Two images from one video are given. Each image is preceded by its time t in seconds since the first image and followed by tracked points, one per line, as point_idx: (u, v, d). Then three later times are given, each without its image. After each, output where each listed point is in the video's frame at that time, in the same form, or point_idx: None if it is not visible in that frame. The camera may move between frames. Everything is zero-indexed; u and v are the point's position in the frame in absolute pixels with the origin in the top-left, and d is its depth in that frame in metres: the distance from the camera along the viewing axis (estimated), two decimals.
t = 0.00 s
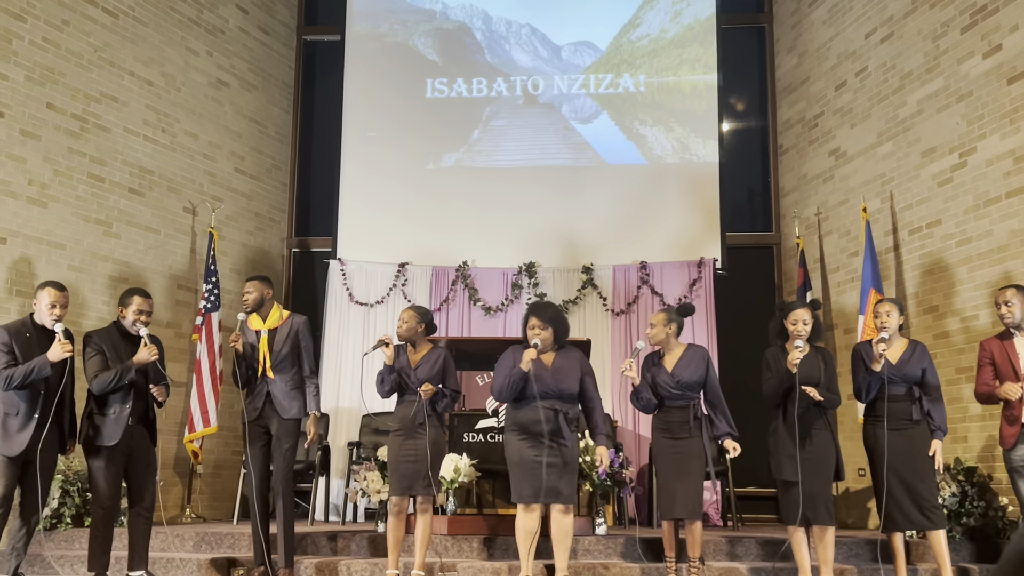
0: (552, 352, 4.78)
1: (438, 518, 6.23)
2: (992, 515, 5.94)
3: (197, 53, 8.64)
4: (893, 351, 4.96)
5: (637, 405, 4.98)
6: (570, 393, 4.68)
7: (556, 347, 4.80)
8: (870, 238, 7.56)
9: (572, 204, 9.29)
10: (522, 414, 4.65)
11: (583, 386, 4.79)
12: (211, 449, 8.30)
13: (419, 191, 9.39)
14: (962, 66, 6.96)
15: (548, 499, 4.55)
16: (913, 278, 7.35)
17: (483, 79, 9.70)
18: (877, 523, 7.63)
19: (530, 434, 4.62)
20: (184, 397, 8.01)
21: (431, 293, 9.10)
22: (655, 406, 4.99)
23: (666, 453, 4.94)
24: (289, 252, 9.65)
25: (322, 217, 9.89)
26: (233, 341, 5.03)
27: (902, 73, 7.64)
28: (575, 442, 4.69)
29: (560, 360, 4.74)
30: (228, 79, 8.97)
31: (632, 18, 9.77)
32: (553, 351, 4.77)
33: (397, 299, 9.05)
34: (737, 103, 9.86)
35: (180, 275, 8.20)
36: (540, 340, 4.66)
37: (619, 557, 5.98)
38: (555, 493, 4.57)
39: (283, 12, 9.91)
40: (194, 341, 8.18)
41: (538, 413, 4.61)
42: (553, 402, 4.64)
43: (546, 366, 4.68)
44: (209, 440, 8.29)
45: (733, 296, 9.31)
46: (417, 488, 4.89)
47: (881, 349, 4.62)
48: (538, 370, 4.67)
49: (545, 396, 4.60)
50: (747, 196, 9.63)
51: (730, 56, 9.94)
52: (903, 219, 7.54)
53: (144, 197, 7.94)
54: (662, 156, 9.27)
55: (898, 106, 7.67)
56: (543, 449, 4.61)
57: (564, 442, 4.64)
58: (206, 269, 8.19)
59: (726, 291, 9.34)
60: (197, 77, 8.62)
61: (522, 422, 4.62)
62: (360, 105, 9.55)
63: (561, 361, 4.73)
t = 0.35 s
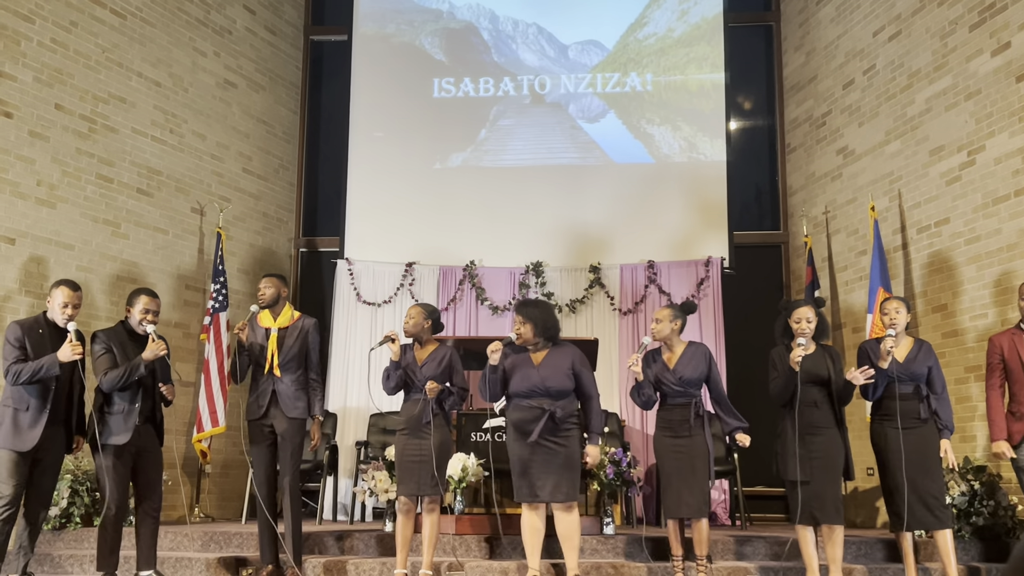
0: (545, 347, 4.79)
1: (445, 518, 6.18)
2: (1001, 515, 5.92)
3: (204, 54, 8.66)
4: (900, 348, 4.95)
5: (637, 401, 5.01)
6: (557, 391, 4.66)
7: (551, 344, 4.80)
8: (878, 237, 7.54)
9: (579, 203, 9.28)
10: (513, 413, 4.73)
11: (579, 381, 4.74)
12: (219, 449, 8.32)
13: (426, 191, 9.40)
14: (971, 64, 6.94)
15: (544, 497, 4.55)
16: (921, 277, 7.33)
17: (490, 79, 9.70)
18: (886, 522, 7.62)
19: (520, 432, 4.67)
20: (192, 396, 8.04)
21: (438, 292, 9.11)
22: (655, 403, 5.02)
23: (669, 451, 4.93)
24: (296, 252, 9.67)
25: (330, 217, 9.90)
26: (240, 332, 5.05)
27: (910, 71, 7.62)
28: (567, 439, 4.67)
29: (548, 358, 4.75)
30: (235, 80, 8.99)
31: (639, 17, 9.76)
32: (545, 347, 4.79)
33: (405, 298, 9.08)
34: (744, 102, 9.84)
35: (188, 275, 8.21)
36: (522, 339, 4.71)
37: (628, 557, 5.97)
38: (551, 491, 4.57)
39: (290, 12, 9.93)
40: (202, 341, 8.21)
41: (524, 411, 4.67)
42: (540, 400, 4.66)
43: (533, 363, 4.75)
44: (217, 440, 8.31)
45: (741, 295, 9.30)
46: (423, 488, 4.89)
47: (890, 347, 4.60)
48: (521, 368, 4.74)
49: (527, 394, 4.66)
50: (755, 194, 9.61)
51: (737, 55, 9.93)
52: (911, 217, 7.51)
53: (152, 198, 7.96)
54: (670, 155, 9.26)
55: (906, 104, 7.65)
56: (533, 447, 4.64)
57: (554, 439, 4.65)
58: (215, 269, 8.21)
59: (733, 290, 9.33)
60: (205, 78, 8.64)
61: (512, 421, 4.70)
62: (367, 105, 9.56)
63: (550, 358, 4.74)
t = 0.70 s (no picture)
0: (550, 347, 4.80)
1: (449, 518, 6.21)
2: (1007, 514, 5.91)
3: (209, 54, 8.68)
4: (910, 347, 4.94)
5: (653, 399, 4.96)
6: (561, 390, 4.67)
7: (557, 344, 4.81)
8: (883, 236, 7.53)
9: (584, 203, 9.28)
10: (519, 413, 4.75)
11: (582, 380, 4.72)
12: (225, 448, 8.34)
13: (431, 191, 9.41)
14: (976, 63, 6.92)
15: (551, 497, 4.56)
16: (927, 276, 7.32)
17: (495, 79, 9.71)
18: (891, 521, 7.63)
19: (526, 432, 4.69)
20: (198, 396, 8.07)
21: (443, 292, 9.12)
22: (667, 403, 4.97)
23: (675, 451, 4.93)
24: (301, 252, 9.68)
25: (335, 217, 9.91)
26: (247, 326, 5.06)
27: (915, 70, 7.61)
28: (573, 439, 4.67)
29: (551, 357, 4.76)
30: (240, 80, 9.00)
31: (644, 17, 9.77)
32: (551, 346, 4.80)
33: (409, 298, 9.08)
34: (749, 101, 9.84)
35: (194, 275, 8.23)
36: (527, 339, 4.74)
37: (633, 557, 5.97)
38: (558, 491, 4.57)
39: (295, 13, 9.94)
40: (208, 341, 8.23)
41: (529, 412, 4.69)
42: (545, 400, 4.68)
43: (538, 363, 4.77)
44: (223, 439, 8.33)
45: (747, 293, 9.29)
46: (426, 488, 4.89)
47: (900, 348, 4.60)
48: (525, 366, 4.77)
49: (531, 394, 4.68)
50: (760, 193, 9.61)
51: (741, 54, 9.92)
52: (917, 216, 7.50)
53: (157, 198, 7.98)
54: (674, 154, 9.27)
55: (911, 103, 7.64)
56: (540, 447, 4.65)
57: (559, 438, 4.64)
58: (220, 269, 8.23)
59: (738, 289, 9.32)
60: (210, 78, 8.65)
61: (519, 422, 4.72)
62: (372, 105, 9.56)
63: (555, 358, 4.75)
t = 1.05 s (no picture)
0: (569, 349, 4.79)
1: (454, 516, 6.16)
2: (1011, 513, 5.91)
3: (212, 54, 8.68)
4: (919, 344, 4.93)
5: (666, 396, 4.94)
6: (580, 391, 4.66)
7: (576, 344, 4.80)
8: (886, 235, 7.52)
9: (587, 201, 9.28)
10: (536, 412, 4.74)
11: (602, 381, 4.71)
12: (229, 447, 8.35)
13: (433, 190, 9.40)
14: (980, 61, 6.91)
15: (562, 496, 4.56)
16: (931, 274, 7.31)
17: (497, 78, 9.70)
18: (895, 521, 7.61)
19: (545, 433, 4.68)
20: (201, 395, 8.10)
21: (446, 292, 9.12)
22: (680, 400, 4.95)
23: (688, 450, 4.93)
24: (304, 251, 9.68)
25: (338, 216, 9.91)
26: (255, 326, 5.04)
27: (919, 68, 7.60)
28: (591, 440, 4.66)
29: (572, 358, 4.75)
30: (243, 79, 9.01)
31: (647, 15, 9.76)
32: (571, 347, 4.79)
33: (412, 297, 9.10)
34: (752, 99, 9.83)
35: (197, 275, 8.24)
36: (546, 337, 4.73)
37: (637, 556, 5.96)
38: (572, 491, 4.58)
39: (297, 12, 9.94)
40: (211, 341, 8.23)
41: (549, 412, 4.67)
42: (564, 400, 4.66)
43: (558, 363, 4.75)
44: (226, 439, 8.34)
45: (751, 292, 9.29)
46: (431, 486, 4.89)
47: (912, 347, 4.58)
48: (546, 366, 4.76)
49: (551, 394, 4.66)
50: (763, 192, 9.59)
51: (744, 52, 9.91)
52: (920, 215, 7.49)
53: (161, 198, 7.99)
54: (677, 153, 9.26)
55: (915, 101, 7.62)
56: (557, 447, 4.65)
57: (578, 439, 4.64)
58: (223, 268, 8.25)
59: (742, 288, 9.31)
60: (213, 78, 8.66)
61: (539, 422, 4.70)
62: (375, 105, 9.56)
63: (575, 359, 4.74)
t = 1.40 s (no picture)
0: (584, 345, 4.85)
1: (455, 514, 6.13)
2: (1013, 511, 5.91)
3: (214, 53, 8.69)
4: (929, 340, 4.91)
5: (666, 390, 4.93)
6: (596, 387, 4.69)
7: (590, 342, 4.85)
8: (888, 234, 7.52)
9: (589, 200, 9.27)
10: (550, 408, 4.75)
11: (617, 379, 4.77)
12: (230, 447, 8.36)
13: (435, 189, 9.40)
14: (981, 60, 6.90)
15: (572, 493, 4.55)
16: (932, 273, 7.30)
17: (498, 77, 9.70)
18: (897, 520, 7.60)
19: (560, 428, 4.69)
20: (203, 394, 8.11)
21: (447, 291, 9.15)
22: (680, 394, 4.95)
23: (691, 448, 4.91)
24: (305, 250, 9.69)
25: (339, 215, 9.90)
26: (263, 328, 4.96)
27: (920, 67, 7.60)
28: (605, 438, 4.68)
29: (588, 354, 4.79)
30: (244, 79, 9.01)
31: (648, 14, 9.76)
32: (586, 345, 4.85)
33: (413, 297, 9.12)
34: (753, 98, 9.83)
35: (198, 275, 8.24)
36: (569, 329, 4.78)
37: (638, 555, 5.96)
38: (581, 488, 4.59)
39: (298, 11, 9.95)
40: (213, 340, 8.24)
41: (565, 408, 4.69)
42: (578, 396, 4.70)
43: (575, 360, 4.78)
44: (228, 438, 8.34)
45: (753, 291, 9.28)
46: (432, 484, 4.88)
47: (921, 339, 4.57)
48: (563, 360, 4.79)
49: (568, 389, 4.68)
50: (765, 191, 9.59)
51: (745, 50, 9.91)
52: (922, 214, 7.49)
53: (162, 197, 8.00)
54: (678, 152, 9.25)
55: (916, 99, 7.62)
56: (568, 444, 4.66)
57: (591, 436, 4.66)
58: (225, 268, 8.28)
59: (743, 287, 9.30)
60: (215, 77, 8.66)
61: (553, 418, 4.71)
62: (376, 104, 9.56)
63: (591, 356, 4.78)
